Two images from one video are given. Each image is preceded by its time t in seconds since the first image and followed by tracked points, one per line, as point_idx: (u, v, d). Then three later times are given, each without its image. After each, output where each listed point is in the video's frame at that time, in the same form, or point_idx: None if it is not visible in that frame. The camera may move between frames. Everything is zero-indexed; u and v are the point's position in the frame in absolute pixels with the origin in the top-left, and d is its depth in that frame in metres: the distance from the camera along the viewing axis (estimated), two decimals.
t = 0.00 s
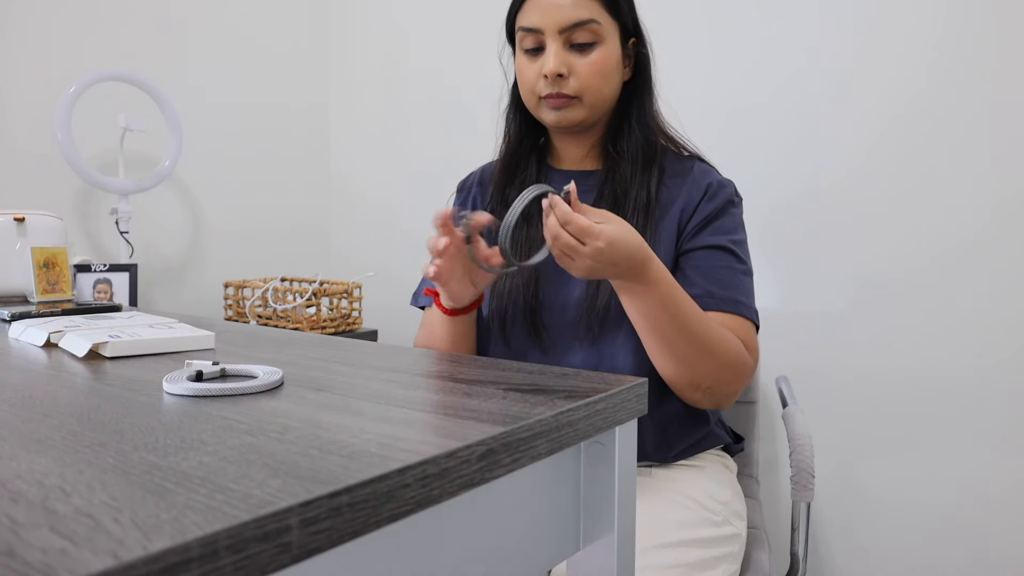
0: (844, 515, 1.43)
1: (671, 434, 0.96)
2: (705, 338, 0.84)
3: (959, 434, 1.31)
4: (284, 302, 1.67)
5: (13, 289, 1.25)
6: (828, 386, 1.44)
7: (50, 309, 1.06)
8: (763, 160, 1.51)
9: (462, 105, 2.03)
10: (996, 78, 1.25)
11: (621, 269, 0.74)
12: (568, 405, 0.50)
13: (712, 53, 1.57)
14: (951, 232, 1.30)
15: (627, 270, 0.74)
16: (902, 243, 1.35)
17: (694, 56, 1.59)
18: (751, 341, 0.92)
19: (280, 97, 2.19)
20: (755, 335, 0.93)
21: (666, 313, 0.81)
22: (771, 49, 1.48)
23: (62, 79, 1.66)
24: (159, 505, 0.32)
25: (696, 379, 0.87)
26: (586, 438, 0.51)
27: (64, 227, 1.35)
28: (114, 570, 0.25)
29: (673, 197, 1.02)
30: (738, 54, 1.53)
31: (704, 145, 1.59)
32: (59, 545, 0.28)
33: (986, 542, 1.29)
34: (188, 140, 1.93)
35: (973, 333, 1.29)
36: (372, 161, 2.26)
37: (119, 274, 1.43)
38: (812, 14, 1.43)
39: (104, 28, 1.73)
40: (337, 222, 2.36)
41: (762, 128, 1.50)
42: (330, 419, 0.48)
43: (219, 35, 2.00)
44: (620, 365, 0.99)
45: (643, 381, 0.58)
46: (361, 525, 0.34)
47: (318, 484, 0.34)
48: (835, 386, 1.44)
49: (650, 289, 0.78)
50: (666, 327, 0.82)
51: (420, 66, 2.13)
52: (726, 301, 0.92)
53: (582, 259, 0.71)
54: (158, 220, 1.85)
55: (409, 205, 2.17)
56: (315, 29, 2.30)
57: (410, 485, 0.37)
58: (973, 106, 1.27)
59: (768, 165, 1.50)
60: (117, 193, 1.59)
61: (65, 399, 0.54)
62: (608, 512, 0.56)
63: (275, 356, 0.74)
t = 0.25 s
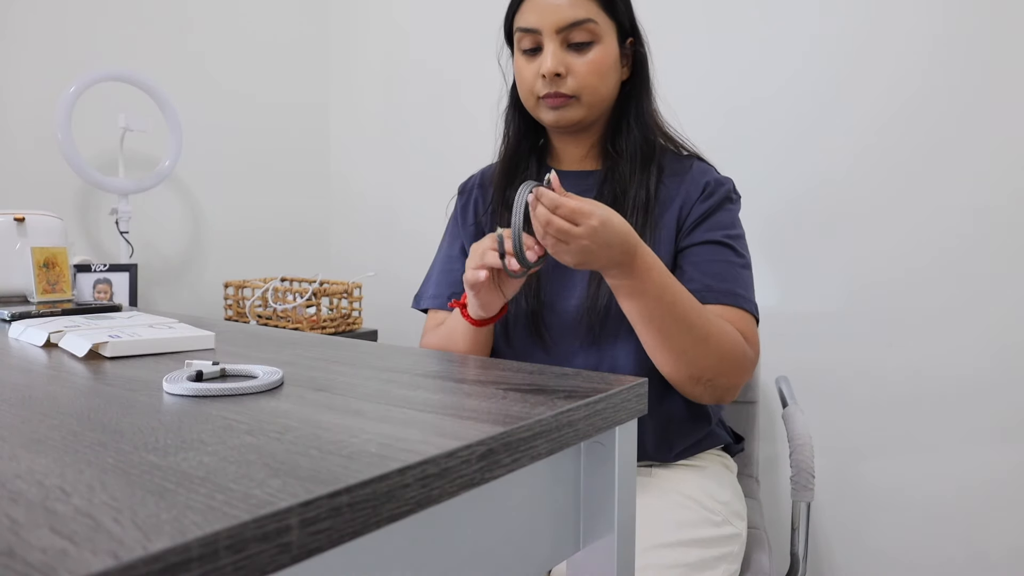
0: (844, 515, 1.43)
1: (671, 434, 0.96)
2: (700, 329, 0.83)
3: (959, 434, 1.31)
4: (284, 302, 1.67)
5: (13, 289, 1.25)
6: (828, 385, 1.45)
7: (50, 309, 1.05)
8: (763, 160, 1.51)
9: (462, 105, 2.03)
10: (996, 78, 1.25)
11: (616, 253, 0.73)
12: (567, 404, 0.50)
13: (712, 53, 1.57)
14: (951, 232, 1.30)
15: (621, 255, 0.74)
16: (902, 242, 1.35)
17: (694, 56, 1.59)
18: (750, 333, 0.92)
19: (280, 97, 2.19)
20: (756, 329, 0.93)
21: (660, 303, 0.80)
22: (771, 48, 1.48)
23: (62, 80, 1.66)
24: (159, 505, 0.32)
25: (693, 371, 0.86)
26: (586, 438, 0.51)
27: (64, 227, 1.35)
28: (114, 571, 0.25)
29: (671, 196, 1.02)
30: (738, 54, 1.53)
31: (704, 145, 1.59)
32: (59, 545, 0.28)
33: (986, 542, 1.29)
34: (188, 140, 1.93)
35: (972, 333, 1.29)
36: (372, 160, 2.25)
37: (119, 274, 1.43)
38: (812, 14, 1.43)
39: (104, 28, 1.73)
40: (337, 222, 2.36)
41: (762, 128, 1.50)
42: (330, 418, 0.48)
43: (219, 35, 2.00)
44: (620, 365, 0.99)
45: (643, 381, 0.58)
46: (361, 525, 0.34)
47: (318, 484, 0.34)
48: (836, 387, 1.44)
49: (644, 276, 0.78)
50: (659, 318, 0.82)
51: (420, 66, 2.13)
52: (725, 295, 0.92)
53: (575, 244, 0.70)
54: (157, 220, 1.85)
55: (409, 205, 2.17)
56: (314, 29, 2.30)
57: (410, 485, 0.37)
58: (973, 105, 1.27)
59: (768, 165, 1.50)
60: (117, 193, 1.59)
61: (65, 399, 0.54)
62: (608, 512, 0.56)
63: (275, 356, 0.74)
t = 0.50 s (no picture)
0: (845, 516, 1.43)
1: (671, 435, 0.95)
2: (711, 326, 0.84)
3: (959, 433, 1.30)
4: (284, 302, 1.66)
5: (13, 289, 1.25)
6: (828, 385, 1.44)
7: (50, 309, 1.05)
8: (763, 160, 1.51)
9: (462, 105, 2.03)
10: (996, 78, 1.25)
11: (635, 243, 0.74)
12: (568, 404, 0.50)
13: (712, 53, 1.57)
14: (951, 232, 1.30)
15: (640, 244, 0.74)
16: (903, 242, 1.35)
17: (694, 56, 1.59)
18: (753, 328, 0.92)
19: (280, 97, 2.19)
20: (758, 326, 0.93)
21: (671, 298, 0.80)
22: (770, 49, 1.48)
23: (62, 80, 1.66)
24: (159, 505, 0.32)
25: (703, 369, 0.86)
26: (586, 438, 0.51)
27: (64, 227, 1.35)
28: (113, 571, 0.25)
29: (671, 195, 1.02)
30: (738, 54, 1.53)
31: (704, 145, 1.59)
32: (59, 545, 0.28)
33: (985, 542, 1.29)
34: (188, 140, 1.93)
35: (972, 333, 1.29)
36: (372, 161, 2.25)
37: (119, 274, 1.43)
38: (812, 14, 1.43)
39: (104, 28, 1.73)
40: (337, 221, 2.36)
41: (762, 128, 1.50)
42: (330, 418, 0.48)
43: (218, 35, 2.00)
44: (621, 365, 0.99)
45: (643, 382, 0.58)
46: (361, 525, 0.34)
47: (318, 484, 0.34)
48: (836, 387, 1.44)
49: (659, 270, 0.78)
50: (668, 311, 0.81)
51: (420, 66, 2.13)
52: (727, 293, 0.92)
53: (596, 233, 0.70)
54: (157, 220, 1.85)
55: (409, 205, 2.17)
56: (314, 30, 2.30)
57: (410, 485, 0.37)
58: (973, 105, 1.27)
59: (768, 165, 1.50)
60: (117, 193, 1.59)
61: (65, 399, 0.54)
62: (608, 512, 0.56)
63: (275, 356, 0.74)
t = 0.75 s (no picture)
0: (845, 516, 1.43)
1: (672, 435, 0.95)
2: (731, 324, 0.83)
3: (958, 433, 1.31)
4: (284, 302, 1.66)
5: (13, 289, 1.25)
6: (828, 386, 1.45)
7: (50, 309, 1.05)
8: (761, 160, 1.51)
9: (462, 105, 2.03)
10: (996, 77, 1.25)
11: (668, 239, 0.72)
12: (568, 404, 0.50)
13: (712, 53, 1.57)
14: (950, 232, 1.30)
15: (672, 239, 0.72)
16: (903, 242, 1.35)
17: (694, 56, 1.59)
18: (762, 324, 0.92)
19: (280, 97, 2.19)
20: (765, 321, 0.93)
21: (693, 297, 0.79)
22: (770, 49, 1.48)
23: (62, 80, 1.66)
24: (159, 505, 0.32)
25: (720, 368, 0.86)
26: (586, 438, 0.51)
27: (64, 227, 1.35)
28: (114, 570, 0.25)
29: (672, 195, 1.03)
30: (737, 54, 1.53)
31: (704, 145, 1.59)
32: (59, 545, 0.28)
33: (985, 542, 1.29)
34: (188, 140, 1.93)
35: (972, 333, 1.29)
36: (372, 161, 2.25)
37: (119, 274, 1.43)
38: (812, 14, 1.43)
39: (104, 28, 1.73)
40: (337, 222, 2.36)
41: (762, 128, 1.50)
42: (331, 418, 0.48)
43: (218, 35, 2.00)
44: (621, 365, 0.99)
45: (643, 382, 0.58)
46: (361, 525, 0.34)
47: (318, 484, 0.34)
48: (836, 387, 1.44)
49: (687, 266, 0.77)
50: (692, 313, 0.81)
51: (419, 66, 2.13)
52: (732, 292, 0.92)
53: (627, 231, 0.68)
54: (158, 220, 1.85)
55: (409, 205, 2.17)
56: (314, 30, 2.30)
57: (410, 485, 0.37)
58: (972, 106, 1.27)
59: (768, 164, 1.50)
60: (117, 193, 1.59)
61: (65, 399, 0.54)
62: (609, 512, 0.56)
63: (275, 356, 0.74)
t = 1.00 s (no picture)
0: (844, 516, 1.43)
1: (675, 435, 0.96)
2: (785, 295, 0.83)
3: (958, 433, 1.31)
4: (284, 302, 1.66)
5: (13, 289, 1.25)
6: (828, 386, 1.45)
7: (50, 309, 1.05)
8: (762, 160, 1.51)
9: (462, 105, 2.03)
10: (996, 77, 1.25)
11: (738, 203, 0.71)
12: (568, 405, 0.50)
13: (711, 53, 1.57)
14: (950, 232, 1.30)
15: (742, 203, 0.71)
16: (903, 242, 1.35)
17: (694, 55, 1.59)
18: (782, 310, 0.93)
19: (280, 96, 2.19)
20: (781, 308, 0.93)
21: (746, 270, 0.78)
22: (770, 48, 1.48)
23: (62, 80, 1.66)
24: (159, 505, 0.32)
25: (777, 342, 0.84)
26: (586, 438, 0.51)
27: (64, 227, 1.35)
28: (114, 570, 0.25)
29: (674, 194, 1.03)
30: (737, 54, 1.53)
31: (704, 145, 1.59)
32: (59, 545, 0.28)
33: (984, 542, 1.29)
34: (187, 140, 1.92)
35: (972, 333, 1.29)
36: (372, 161, 2.25)
37: (119, 274, 1.43)
38: (812, 13, 1.43)
39: (104, 28, 1.73)
40: (337, 222, 2.36)
41: (761, 128, 1.50)
42: (330, 418, 0.48)
43: (218, 35, 2.00)
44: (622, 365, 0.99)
45: (643, 381, 0.58)
46: (361, 525, 0.34)
47: (318, 484, 0.34)
48: (836, 386, 1.44)
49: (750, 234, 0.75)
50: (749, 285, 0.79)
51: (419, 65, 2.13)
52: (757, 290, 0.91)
53: (711, 190, 0.65)
54: (157, 220, 1.85)
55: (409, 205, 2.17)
56: (314, 30, 2.29)
57: (410, 485, 0.37)
58: (972, 105, 1.27)
59: (768, 164, 1.50)
60: (117, 193, 1.59)
61: (65, 399, 0.54)
62: (608, 512, 0.56)
63: (275, 356, 0.74)
